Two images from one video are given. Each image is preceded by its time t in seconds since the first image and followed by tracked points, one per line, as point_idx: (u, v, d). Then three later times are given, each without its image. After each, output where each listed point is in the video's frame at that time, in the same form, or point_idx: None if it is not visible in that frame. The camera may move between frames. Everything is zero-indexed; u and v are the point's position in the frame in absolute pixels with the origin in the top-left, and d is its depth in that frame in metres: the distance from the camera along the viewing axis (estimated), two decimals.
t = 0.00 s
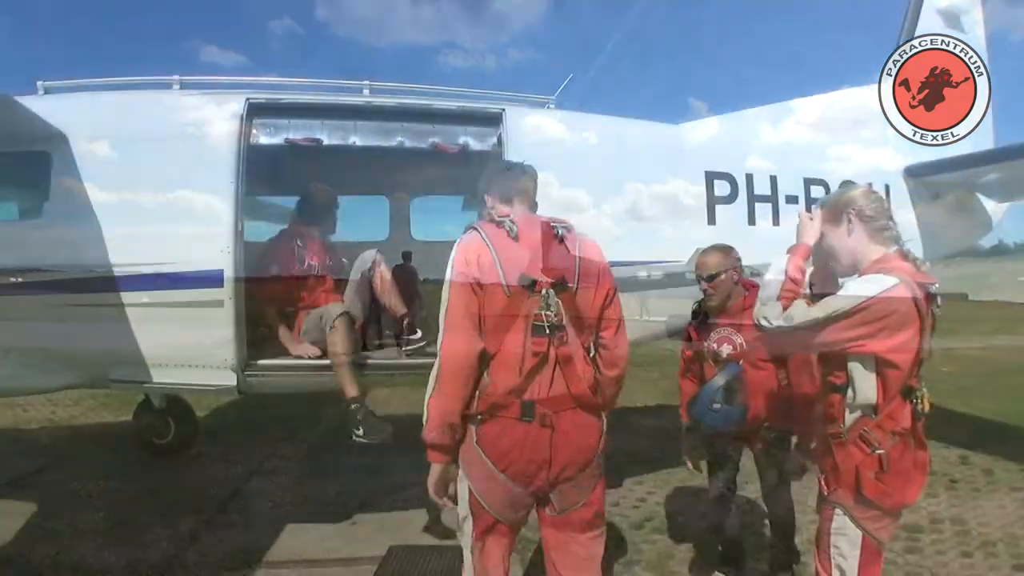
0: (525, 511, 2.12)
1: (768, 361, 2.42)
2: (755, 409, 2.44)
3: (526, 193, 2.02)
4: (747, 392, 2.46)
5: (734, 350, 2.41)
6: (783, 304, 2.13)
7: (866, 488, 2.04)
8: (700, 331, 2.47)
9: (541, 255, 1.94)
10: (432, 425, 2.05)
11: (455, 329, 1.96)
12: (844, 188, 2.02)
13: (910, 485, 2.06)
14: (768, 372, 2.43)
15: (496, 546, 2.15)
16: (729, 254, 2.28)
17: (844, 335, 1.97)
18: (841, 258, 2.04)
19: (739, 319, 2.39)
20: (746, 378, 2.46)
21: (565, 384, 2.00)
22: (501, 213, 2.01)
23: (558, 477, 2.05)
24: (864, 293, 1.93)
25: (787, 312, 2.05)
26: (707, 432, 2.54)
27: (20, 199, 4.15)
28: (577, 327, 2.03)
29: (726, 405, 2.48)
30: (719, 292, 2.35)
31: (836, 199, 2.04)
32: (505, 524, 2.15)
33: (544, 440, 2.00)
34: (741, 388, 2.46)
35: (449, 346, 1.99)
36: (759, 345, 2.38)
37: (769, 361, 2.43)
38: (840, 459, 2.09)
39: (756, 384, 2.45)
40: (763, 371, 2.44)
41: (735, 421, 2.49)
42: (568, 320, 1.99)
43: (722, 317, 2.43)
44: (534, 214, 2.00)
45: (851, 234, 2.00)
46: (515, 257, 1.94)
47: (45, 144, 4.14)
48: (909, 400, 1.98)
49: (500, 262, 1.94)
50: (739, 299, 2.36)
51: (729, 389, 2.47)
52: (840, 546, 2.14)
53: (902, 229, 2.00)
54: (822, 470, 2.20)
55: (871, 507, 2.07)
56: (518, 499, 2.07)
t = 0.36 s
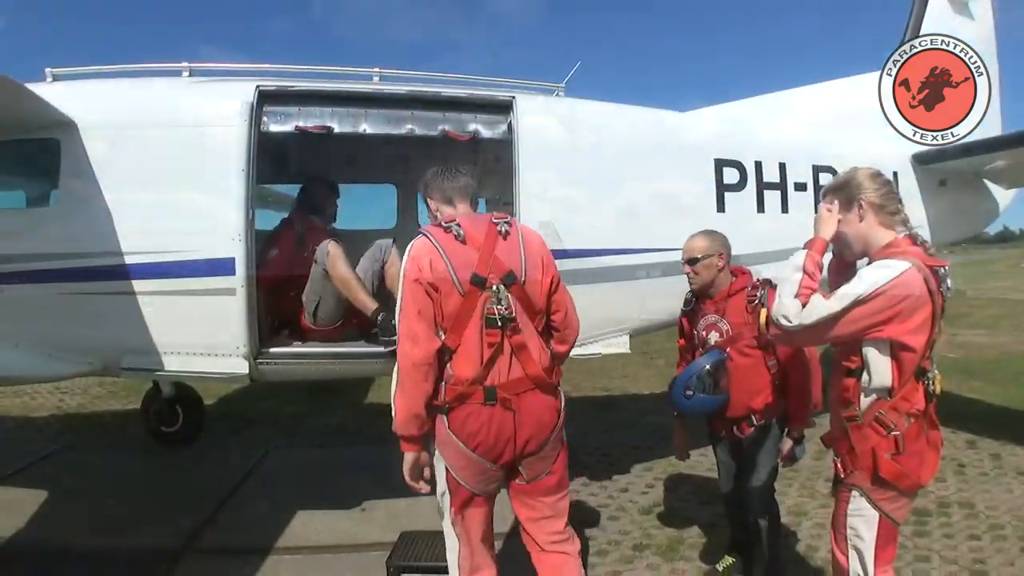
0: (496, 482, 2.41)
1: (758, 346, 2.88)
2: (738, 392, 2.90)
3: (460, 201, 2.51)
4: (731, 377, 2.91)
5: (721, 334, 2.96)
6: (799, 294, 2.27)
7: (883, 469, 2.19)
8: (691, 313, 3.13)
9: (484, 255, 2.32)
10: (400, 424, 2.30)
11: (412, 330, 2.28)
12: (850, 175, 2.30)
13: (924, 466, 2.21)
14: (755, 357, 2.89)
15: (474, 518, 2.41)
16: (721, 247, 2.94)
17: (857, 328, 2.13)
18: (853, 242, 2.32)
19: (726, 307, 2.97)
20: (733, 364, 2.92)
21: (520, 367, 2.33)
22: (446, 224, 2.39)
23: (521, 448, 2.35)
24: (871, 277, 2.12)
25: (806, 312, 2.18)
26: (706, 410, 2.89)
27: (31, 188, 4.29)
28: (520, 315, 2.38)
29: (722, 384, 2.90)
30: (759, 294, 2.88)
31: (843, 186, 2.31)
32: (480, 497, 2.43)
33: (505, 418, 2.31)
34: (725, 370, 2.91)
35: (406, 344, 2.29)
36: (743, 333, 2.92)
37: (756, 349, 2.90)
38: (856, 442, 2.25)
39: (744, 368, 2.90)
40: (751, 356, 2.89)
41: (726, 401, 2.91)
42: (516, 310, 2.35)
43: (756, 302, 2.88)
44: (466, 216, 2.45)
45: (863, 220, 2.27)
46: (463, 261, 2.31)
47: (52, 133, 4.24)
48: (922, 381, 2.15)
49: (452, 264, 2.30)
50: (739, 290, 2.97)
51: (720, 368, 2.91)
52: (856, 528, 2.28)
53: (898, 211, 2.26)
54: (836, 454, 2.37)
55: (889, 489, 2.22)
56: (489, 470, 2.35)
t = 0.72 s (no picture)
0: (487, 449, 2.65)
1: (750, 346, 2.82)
2: (726, 390, 2.89)
3: (430, 189, 2.68)
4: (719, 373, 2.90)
5: (716, 329, 2.94)
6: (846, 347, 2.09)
7: (894, 455, 2.18)
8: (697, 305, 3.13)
9: (461, 243, 2.52)
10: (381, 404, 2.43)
11: (394, 322, 2.38)
12: (853, 170, 2.30)
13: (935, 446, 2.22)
14: (744, 357, 2.84)
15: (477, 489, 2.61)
16: (720, 240, 2.89)
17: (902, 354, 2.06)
18: (857, 232, 2.34)
19: (722, 300, 2.94)
20: (723, 360, 2.90)
21: (502, 343, 2.58)
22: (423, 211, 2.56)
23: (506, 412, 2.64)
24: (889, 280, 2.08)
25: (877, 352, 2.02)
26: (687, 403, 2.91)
27: (35, 181, 4.27)
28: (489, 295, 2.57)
29: (704, 380, 2.90)
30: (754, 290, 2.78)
31: (847, 180, 2.32)
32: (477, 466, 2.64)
33: (490, 395, 2.56)
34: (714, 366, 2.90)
35: (387, 333, 2.39)
36: (735, 330, 2.86)
37: (747, 349, 2.84)
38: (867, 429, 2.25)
39: (732, 367, 2.87)
40: (742, 356, 2.84)
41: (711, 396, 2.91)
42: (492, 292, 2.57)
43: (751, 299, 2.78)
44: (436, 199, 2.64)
45: (870, 215, 2.28)
46: (441, 249, 2.50)
47: (57, 124, 4.21)
48: (931, 368, 2.17)
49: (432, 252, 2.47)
50: (739, 285, 2.90)
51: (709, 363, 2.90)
52: (868, 513, 2.28)
53: (903, 200, 2.29)
54: (848, 444, 2.36)
55: (901, 474, 2.21)
56: (482, 440, 2.59)
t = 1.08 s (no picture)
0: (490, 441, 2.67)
1: (738, 364, 2.82)
2: (719, 408, 2.90)
3: (408, 215, 2.77)
4: (712, 390, 2.93)
5: (706, 345, 2.96)
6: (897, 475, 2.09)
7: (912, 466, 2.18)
8: (692, 320, 3.15)
9: (465, 254, 2.62)
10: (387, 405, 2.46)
11: (408, 330, 2.41)
12: (862, 181, 2.30)
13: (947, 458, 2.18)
14: (733, 376, 2.86)
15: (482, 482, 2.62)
16: (704, 254, 2.87)
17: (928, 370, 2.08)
18: (863, 244, 2.34)
19: (712, 316, 2.96)
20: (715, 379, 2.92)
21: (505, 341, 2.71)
22: (426, 228, 2.62)
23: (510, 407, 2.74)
24: (904, 295, 2.07)
25: (920, 381, 2.01)
26: (681, 424, 2.93)
27: (38, 192, 4.29)
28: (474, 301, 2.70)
29: (696, 398, 2.92)
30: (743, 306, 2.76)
31: (854, 190, 2.32)
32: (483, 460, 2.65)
33: (503, 386, 2.68)
34: (707, 384, 2.92)
35: (398, 340, 2.41)
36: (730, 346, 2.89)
37: (738, 368, 2.85)
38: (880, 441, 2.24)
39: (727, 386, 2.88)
40: (731, 374, 2.86)
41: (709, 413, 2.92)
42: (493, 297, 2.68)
43: (739, 316, 2.75)
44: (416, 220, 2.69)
45: (878, 227, 2.29)
46: (450, 258, 2.56)
47: (64, 136, 4.24)
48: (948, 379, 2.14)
49: (442, 262, 2.51)
50: (728, 300, 2.90)
51: (701, 382, 2.93)
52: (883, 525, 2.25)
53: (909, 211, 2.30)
54: (858, 454, 2.35)
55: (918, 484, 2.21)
56: (492, 434, 2.64)
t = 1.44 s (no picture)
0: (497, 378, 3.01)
1: (715, 361, 2.72)
2: (697, 407, 2.80)
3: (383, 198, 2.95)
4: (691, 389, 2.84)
5: (684, 343, 2.85)
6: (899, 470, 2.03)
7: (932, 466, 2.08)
8: (667, 318, 3.05)
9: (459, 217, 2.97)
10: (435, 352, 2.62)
11: (431, 276, 2.65)
12: (887, 171, 2.21)
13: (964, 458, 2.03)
14: (710, 374, 2.75)
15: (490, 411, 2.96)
16: (677, 251, 2.76)
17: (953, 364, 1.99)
18: (883, 236, 2.25)
19: (687, 314, 2.86)
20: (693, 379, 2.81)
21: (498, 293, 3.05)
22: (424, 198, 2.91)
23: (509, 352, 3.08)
24: (929, 288, 1.98)
25: (938, 380, 1.91)
26: (662, 422, 2.94)
27: (41, 187, 4.22)
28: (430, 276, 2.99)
29: (673, 397, 2.90)
30: (718, 302, 2.67)
31: (880, 181, 2.21)
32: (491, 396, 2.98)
33: (504, 331, 3.04)
34: (684, 382, 2.88)
35: (426, 284, 2.64)
36: (703, 345, 2.77)
37: (714, 365, 2.74)
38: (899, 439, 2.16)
39: (705, 386, 2.76)
40: (709, 372, 2.75)
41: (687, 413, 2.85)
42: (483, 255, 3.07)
43: (715, 312, 2.67)
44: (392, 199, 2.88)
45: (901, 219, 2.20)
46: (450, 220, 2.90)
47: (65, 129, 4.17)
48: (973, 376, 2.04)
49: (445, 223, 2.85)
50: (703, 297, 2.81)
51: (678, 380, 2.89)
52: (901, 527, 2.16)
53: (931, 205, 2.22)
54: (881, 456, 2.28)
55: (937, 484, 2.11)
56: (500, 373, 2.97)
